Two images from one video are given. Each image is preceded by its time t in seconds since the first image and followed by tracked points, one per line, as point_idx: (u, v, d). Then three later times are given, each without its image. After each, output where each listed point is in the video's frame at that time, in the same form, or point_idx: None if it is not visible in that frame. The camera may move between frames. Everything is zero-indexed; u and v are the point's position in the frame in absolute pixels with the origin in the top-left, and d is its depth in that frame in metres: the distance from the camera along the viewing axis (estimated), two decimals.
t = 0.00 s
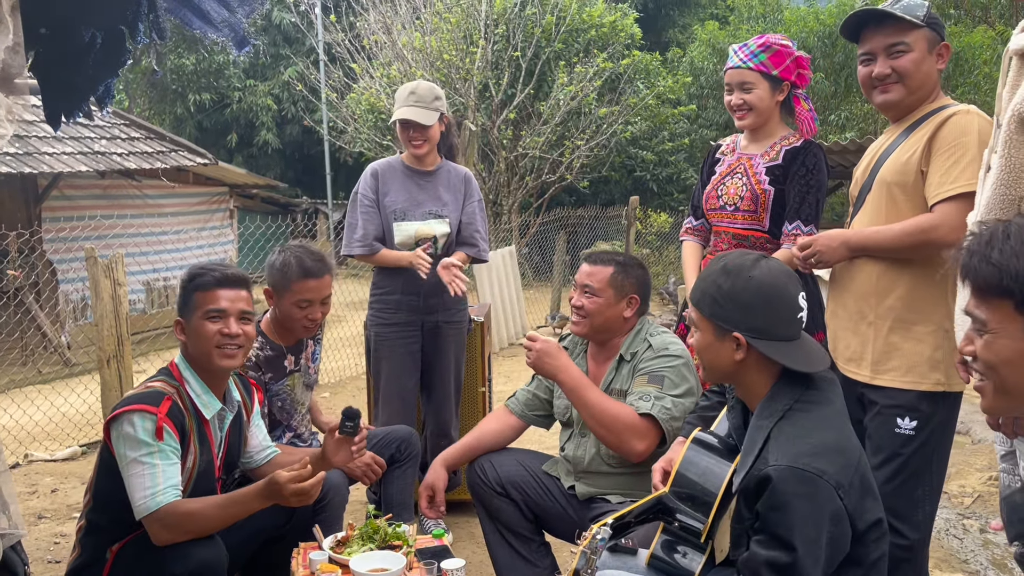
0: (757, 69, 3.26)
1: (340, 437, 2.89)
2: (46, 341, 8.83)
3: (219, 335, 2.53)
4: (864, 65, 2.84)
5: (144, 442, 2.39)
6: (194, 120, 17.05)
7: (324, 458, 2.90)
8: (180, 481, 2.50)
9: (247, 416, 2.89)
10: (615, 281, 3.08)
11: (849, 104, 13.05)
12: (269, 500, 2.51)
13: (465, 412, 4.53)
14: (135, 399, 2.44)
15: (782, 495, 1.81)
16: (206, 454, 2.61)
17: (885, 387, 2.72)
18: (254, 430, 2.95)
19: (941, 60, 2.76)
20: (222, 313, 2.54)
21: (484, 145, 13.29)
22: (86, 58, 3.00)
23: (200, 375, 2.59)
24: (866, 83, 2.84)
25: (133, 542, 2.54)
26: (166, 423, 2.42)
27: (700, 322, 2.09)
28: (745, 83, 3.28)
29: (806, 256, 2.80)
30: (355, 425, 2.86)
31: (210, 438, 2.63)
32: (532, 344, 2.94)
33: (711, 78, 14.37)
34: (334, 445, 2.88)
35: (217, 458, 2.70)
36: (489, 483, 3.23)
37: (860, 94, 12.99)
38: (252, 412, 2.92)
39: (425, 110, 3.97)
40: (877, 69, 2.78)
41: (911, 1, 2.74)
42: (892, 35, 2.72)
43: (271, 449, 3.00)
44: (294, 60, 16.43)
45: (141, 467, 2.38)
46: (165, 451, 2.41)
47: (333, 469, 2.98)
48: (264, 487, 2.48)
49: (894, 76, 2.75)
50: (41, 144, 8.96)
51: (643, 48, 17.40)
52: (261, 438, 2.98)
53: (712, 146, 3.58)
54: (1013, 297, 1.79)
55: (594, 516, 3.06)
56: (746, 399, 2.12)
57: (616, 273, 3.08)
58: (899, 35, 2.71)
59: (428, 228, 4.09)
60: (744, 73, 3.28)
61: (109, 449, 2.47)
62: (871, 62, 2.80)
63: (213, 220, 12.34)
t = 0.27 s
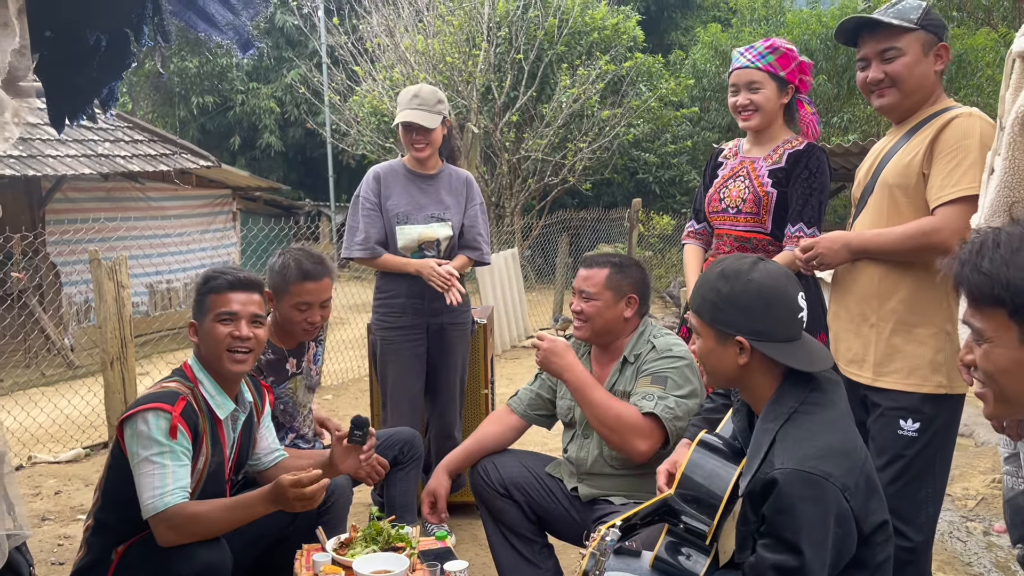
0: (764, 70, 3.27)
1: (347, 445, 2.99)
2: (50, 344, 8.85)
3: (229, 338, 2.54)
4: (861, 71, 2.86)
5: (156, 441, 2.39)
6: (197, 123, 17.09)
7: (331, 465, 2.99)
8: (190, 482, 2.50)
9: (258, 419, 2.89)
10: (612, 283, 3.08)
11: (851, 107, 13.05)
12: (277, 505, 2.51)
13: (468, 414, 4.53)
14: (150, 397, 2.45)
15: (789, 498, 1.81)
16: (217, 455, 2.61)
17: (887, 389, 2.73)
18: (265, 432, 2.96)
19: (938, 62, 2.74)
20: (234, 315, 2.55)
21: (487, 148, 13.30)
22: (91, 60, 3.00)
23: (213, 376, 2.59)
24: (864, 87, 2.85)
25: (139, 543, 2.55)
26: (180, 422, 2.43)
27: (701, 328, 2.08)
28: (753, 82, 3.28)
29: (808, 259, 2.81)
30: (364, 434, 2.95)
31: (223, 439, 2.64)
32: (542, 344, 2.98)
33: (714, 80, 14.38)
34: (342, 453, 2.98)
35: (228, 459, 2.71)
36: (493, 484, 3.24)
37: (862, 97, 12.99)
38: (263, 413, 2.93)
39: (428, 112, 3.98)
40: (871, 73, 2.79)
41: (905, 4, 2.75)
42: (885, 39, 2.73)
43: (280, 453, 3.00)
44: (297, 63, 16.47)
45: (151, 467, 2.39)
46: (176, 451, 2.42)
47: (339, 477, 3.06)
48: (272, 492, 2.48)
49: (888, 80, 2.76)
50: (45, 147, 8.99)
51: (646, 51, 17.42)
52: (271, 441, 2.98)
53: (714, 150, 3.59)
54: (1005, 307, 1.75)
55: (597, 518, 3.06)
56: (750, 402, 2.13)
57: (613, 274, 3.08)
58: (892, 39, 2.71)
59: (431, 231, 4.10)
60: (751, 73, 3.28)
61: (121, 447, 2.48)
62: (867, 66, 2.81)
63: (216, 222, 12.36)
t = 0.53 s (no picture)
0: (773, 68, 3.28)
1: (354, 448, 3.00)
2: (54, 345, 8.87)
3: (248, 345, 2.55)
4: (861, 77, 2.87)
5: (163, 441, 2.40)
6: (201, 124, 17.13)
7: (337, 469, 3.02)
8: (196, 483, 2.51)
9: (264, 420, 2.90)
10: (611, 284, 3.09)
11: (855, 108, 13.02)
12: (285, 505, 2.52)
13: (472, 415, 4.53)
14: (157, 398, 2.46)
15: (792, 502, 1.80)
16: (223, 456, 2.62)
17: (890, 391, 2.73)
18: (270, 434, 2.97)
19: (936, 64, 2.73)
20: (254, 323, 2.56)
21: (491, 149, 13.30)
22: (97, 62, 3.00)
23: (219, 379, 2.59)
24: (864, 91, 2.87)
25: (144, 544, 2.56)
26: (188, 423, 2.43)
27: (702, 334, 2.08)
28: (761, 80, 3.28)
29: (811, 259, 2.83)
30: (370, 438, 2.96)
31: (229, 440, 2.65)
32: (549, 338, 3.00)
33: (717, 82, 14.36)
34: (348, 456, 3.00)
35: (234, 461, 2.72)
36: (496, 487, 3.24)
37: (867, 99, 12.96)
38: (269, 414, 2.93)
39: (433, 112, 3.99)
40: (867, 81, 2.81)
41: (900, 9, 2.75)
42: (875, 49, 2.74)
43: (286, 454, 3.01)
44: (301, 65, 16.49)
45: (158, 467, 2.40)
46: (184, 452, 2.42)
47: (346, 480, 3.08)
48: (279, 492, 2.49)
49: (882, 87, 2.78)
50: (50, 149, 9.02)
51: (649, 52, 17.41)
52: (277, 442, 2.99)
53: (717, 152, 3.59)
54: None
55: (600, 519, 3.05)
56: (752, 403, 2.13)
57: (610, 274, 3.10)
58: (882, 48, 2.73)
59: (437, 232, 4.10)
60: (760, 72, 3.27)
61: (128, 447, 2.49)
62: (865, 72, 2.83)
63: (220, 224, 12.38)
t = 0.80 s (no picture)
0: (778, 70, 3.28)
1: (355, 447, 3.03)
2: (61, 346, 8.90)
3: (273, 358, 2.58)
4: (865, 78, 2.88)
5: (166, 443, 2.41)
6: (206, 126, 17.19)
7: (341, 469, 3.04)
8: (199, 485, 2.52)
9: (266, 422, 2.91)
10: (611, 283, 3.10)
11: (859, 109, 13.00)
12: (289, 499, 2.57)
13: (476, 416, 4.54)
14: (160, 401, 2.46)
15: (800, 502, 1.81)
16: (225, 458, 2.63)
17: (892, 391, 2.73)
18: (274, 434, 2.97)
19: (939, 65, 2.73)
20: (279, 335, 2.58)
21: (495, 150, 13.33)
22: (104, 64, 3.01)
23: (222, 382, 2.60)
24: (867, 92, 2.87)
25: (149, 544, 2.57)
26: (190, 426, 2.44)
27: (712, 353, 2.04)
28: (766, 83, 3.27)
29: (814, 259, 2.81)
30: (371, 436, 2.98)
31: (231, 442, 2.66)
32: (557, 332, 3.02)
33: (721, 83, 14.34)
34: (350, 454, 3.02)
35: (238, 463, 2.73)
36: (501, 487, 3.25)
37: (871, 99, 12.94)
38: (272, 416, 2.94)
39: (439, 113, 4.01)
40: (870, 81, 2.81)
41: (906, 9, 2.75)
42: (881, 48, 2.74)
43: (288, 454, 3.02)
44: (305, 67, 16.52)
45: (162, 469, 2.40)
46: (187, 454, 2.43)
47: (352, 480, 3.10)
48: (284, 487, 2.54)
49: (886, 87, 2.78)
50: (56, 150, 9.05)
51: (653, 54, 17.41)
52: (280, 442, 2.99)
53: (719, 153, 3.58)
54: None
55: (603, 519, 3.05)
56: (759, 405, 2.12)
57: (611, 274, 3.10)
58: (887, 48, 2.73)
59: (442, 234, 4.11)
60: (765, 74, 3.27)
61: (131, 450, 2.49)
62: (869, 73, 2.83)
63: (225, 225, 12.42)
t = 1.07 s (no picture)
0: (782, 70, 3.27)
1: (362, 451, 3.07)
2: (67, 347, 8.91)
3: (279, 359, 2.58)
4: (872, 80, 2.87)
5: (169, 447, 2.40)
6: (212, 127, 17.22)
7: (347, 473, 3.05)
8: (204, 488, 2.51)
9: (273, 424, 2.91)
10: (618, 283, 3.09)
11: (865, 109, 12.96)
12: (295, 500, 2.58)
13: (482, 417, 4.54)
14: (163, 405, 2.46)
15: (807, 505, 1.80)
16: (230, 460, 2.63)
17: (899, 392, 2.71)
18: (280, 436, 2.97)
19: (946, 65, 2.71)
20: (283, 337, 2.58)
21: (500, 151, 13.32)
22: (110, 65, 3.01)
23: (227, 385, 2.60)
24: (874, 93, 2.86)
25: (155, 546, 2.58)
26: (193, 429, 2.44)
27: (718, 356, 2.03)
28: (771, 83, 3.26)
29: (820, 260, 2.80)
30: (379, 442, 2.99)
31: (237, 445, 2.65)
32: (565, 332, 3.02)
33: (726, 83, 14.32)
34: (358, 458, 3.05)
35: (243, 465, 2.72)
36: (507, 487, 3.24)
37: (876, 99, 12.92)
38: (278, 418, 2.94)
39: (445, 113, 4.01)
40: (877, 84, 2.80)
41: (911, 10, 2.74)
42: (887, 50, 2.73)
43: (295, 456, 3.01)
44: (310, 67, 16.54)
45: (165, 472, 2.40)
46: (191, 457, 2.43)
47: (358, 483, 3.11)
48: (291, 487, 2.56)
49: (893, 89, 2.77)
50: (62, 151, 9.08)
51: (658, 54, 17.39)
52: (286, 444, 2.99)
53: (722, 154, 3.57)
54: None
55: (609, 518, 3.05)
56: (767, 407, 2.10)
57: (618, 274, 3.09)
58: (892, 50, 2.72)
59: (448, 235, 4.11)
60: (770, 74, 3.26)
61: (135, 454, 2.49)
62: (876, 75, 2.82)
63: (231, 226, 12.44)
